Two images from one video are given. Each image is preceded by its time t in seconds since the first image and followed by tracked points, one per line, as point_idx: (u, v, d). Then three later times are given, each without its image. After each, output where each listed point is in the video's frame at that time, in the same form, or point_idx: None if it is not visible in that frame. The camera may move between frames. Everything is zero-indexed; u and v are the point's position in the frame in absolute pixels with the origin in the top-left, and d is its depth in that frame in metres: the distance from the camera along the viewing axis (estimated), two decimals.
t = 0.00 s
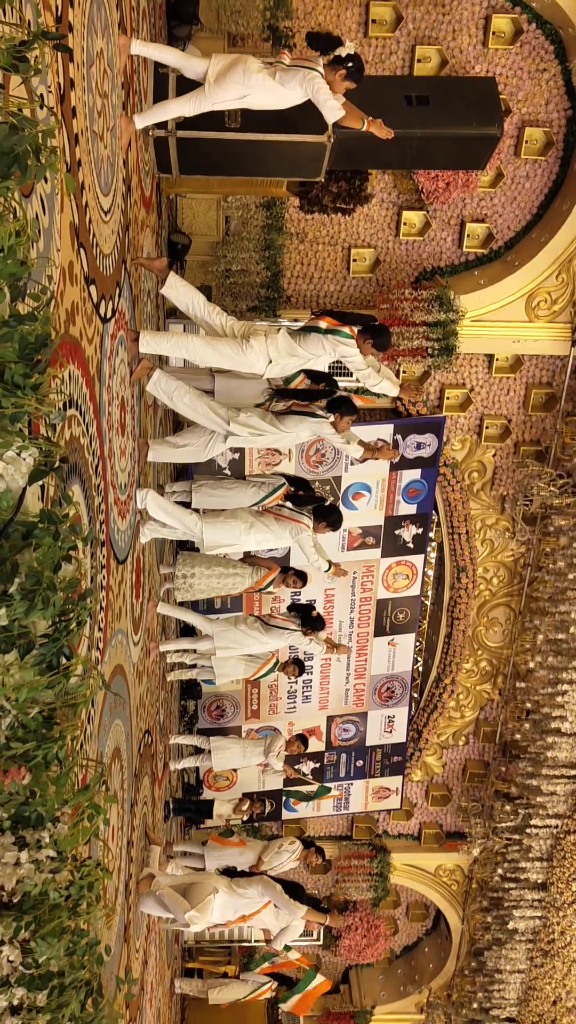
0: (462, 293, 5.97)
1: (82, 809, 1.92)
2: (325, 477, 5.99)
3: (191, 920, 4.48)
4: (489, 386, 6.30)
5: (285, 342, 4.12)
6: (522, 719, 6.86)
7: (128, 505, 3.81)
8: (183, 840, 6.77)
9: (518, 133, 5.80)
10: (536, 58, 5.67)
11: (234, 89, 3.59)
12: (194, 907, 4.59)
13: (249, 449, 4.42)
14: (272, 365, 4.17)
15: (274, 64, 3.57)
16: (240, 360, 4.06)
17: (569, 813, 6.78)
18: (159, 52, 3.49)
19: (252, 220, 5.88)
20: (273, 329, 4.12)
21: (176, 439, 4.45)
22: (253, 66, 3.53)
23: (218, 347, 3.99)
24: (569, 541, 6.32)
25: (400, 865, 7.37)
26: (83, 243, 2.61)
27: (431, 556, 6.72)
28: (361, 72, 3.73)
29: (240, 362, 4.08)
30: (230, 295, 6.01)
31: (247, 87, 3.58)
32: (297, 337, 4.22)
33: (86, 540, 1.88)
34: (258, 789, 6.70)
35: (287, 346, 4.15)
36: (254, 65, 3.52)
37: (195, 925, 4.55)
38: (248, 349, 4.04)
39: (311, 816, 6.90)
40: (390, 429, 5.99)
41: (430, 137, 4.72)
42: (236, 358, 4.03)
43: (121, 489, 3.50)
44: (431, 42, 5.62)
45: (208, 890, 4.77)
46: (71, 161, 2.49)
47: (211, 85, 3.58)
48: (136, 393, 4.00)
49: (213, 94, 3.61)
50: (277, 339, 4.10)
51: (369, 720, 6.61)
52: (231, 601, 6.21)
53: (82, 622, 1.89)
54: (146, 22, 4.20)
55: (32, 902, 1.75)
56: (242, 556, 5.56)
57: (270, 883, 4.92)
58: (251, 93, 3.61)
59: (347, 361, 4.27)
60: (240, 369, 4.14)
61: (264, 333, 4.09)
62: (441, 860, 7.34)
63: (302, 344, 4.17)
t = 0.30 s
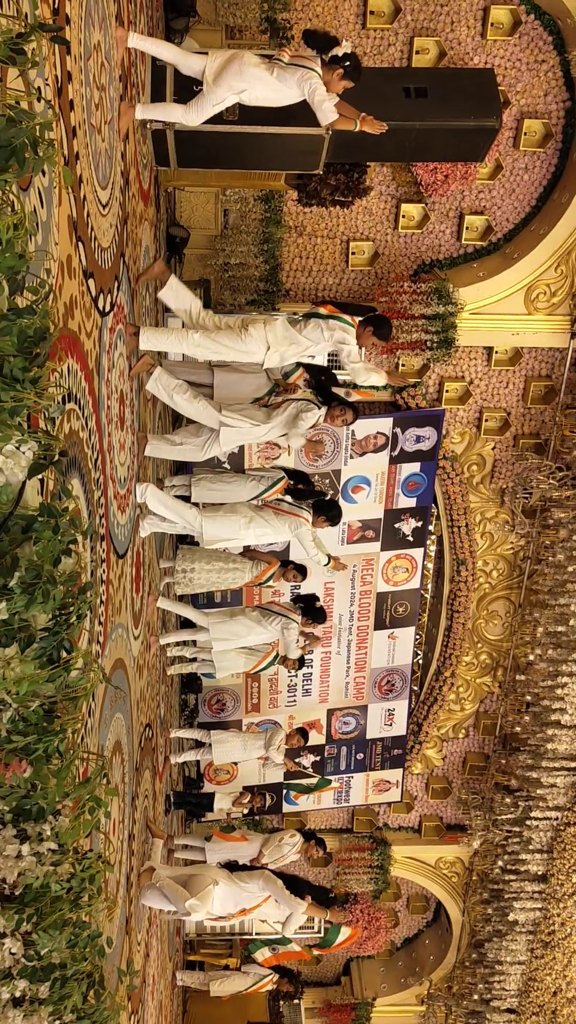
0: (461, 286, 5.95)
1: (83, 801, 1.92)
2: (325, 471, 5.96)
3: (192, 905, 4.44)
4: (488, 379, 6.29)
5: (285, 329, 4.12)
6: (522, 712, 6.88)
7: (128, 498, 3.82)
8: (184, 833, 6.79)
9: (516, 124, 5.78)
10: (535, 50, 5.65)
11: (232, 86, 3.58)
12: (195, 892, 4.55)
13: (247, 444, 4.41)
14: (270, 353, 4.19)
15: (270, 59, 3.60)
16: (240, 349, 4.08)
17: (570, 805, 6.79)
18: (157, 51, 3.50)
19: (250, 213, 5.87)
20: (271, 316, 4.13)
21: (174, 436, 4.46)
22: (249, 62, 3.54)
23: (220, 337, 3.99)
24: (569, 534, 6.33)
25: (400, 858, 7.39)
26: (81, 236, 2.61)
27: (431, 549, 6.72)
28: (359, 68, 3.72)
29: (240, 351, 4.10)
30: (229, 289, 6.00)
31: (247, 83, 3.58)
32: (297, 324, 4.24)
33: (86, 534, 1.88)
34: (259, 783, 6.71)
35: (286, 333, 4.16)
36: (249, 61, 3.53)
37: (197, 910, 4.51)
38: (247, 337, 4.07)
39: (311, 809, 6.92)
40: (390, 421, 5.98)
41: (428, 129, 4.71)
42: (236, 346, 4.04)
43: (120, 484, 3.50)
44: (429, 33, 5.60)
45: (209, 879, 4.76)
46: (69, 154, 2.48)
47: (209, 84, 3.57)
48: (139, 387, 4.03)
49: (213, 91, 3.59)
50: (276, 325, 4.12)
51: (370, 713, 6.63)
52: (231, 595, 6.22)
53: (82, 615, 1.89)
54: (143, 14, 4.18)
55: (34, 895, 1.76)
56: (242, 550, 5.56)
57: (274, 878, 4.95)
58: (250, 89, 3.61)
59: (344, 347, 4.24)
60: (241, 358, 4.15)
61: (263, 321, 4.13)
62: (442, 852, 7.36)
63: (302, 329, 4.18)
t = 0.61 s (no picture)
0: (461, 279, 5.93)
1: (83, 795, 1.92)
2: (325, 465, 5.98)
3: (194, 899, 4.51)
4: (488, 373, 6.28)
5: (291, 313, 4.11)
6: (523, 706, 6.88)
7: (128, 493, 3.82)
8: (185, 827, 6.81)
9: (516, 117, 5.76)
10: (535, 42, 5.63)
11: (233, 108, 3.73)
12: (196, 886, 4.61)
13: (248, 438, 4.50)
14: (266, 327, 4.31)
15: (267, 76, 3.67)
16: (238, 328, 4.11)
17: (570, 798, 6.81)
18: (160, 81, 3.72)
19: (250, 207, 5.86)
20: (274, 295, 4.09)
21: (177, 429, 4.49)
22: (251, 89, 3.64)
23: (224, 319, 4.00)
24: (569, 528, 6.33)
25: (401, 852, 7.42)
26: (80, 230, 2.60)
27: (431, 544, 6.72)
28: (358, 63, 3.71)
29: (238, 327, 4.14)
30: (228, 283, 5.98)
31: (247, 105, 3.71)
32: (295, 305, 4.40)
33: (86, 529, 1.88)
34: (260, 777, 6.72)
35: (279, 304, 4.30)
36: (250, 89, 3.63)
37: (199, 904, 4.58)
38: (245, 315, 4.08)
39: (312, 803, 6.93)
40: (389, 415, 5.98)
41: (428, 122, 4.71)
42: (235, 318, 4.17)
43: (120, 479, 3.50)
44: (429, 26, 5.57)
45: (209, 872, 4.79)
46: (68, 148, 2.47)
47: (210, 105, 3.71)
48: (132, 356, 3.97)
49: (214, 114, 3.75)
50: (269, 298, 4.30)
51: (370, 707, 6.64)
52: (231, 590, 6.22)
53: (83, 610, 1.90)
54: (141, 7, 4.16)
55: (35, 888, 1.76)
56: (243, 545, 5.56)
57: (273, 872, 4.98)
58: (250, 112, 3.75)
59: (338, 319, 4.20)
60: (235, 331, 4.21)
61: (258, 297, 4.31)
62: (442, 846, 7.38)
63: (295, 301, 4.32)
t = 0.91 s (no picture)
0: (460, 276, 5.92)
1: (82, 793, 1.92)
2: (323, 462, 5.97)
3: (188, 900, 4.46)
4: (487, 370, 6.28)
5: (290, 282, 4.22)
6: (521, 703, 6.88)
7: (127, 490, 3.81)
8: (184, 825, 6.81)
9: (515, 114, 5.75)
10: (534, 38, 5.62)
11: (232, 101, 3.68)
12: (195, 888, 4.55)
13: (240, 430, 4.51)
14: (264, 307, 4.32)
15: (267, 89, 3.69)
16: (234, 291, 4.18)
17: (568, 795, 6.84)
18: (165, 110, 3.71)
19: (248, 203, 5.86)
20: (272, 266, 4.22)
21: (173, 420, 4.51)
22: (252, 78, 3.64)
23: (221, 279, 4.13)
24: (568, 526, 6.34)
25: (400, 849, 7.42)
26: (79, 227, 2.59)
27: (430, 541, 6.72)
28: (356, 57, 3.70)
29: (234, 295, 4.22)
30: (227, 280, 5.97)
31: (247, 98, 3.67)
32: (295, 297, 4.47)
33: (84, 525, 1.88)
34: (258, 774, 6.71)
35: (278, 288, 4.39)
36: (250, 77, 3.63)
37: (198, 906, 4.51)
38: (243, 277, 4.17)
39: (310, 801, 6.94)
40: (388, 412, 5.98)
41: (427, 119, 4.70)
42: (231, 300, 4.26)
43: (118, 476, 3.49)
44: (428, 22, 5.56)
45: (209, 871, 4.78)
46: (66, 145, 2.47)
47: (209, 94, 3.66)
48: (129, 327, 3.87)
49: (212, 104, 3.67)
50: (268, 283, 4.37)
51: (368, 704, 6.64)
52: (230, 587, 6.22)
53: (82, 608, 1.89)
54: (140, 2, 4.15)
55: (34, 885, 1.76)
56: (241, 542, 5.56)
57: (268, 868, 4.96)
58: (249, 107, 3.70)
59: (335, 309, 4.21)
60: (232, 309, 4.29)
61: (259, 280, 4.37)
62: (441, 843, 7.38)
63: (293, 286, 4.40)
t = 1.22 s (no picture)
0: (458, 277, 5.93)
1: (80, 795, 1.92)
2: (321, 463, 5.96)
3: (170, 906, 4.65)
4: (485, 371, 6.29)
5: (291, 259, 4.20)
6: (519, 703, 6.87)
7: (125, 491, 3.81)
8: (181, 825, 6.81)
9: (513, 115, 5.76)
10: (532, 39, 5.62)
11: (231, 95, 3.69)
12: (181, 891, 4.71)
13: (242, 420, 4.56)
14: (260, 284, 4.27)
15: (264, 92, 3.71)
16: (233, 267, 4.17)
17: (565, 796, 6.84)
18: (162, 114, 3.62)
19: (246, 203, 5.85)
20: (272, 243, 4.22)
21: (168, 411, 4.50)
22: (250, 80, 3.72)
23: (220, 252, 4.10)
24: (565, 526, 6.36)
25: (397, 849, 7.42)
26: (77, 229, 2.59)
27: (428, 542, 6.72)
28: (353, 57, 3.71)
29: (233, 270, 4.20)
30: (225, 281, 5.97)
31: (246, 95, 3.71)
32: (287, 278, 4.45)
33: (82, 528, 1.88)
34: (256, 774, 6.72)
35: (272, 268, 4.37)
36: (249, 79, 3.72)
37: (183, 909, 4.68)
38: (240, 252, 4.15)
39: (308, 801, 6.94)
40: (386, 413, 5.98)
41: (425, 120, 4.71)
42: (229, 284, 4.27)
43: (117, 477, 3.49)
44: (426, 23, 5.56)
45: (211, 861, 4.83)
46: (64, 146, 2.46)
47: (209, 83, 3.67)
48: (127, 324, 3.86)
49: (213, 93, 3.67)
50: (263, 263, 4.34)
51: (366, 705, 6.64)
52: (228, 588, 6.22)
53: (80, 610, 1.90)
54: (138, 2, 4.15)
55: (32, 887, 1.75)
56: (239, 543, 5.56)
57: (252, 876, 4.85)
58: (248, 102, 3.71)
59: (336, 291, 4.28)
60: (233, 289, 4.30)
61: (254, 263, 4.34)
62: (438, 844, 7.39)
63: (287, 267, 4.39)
